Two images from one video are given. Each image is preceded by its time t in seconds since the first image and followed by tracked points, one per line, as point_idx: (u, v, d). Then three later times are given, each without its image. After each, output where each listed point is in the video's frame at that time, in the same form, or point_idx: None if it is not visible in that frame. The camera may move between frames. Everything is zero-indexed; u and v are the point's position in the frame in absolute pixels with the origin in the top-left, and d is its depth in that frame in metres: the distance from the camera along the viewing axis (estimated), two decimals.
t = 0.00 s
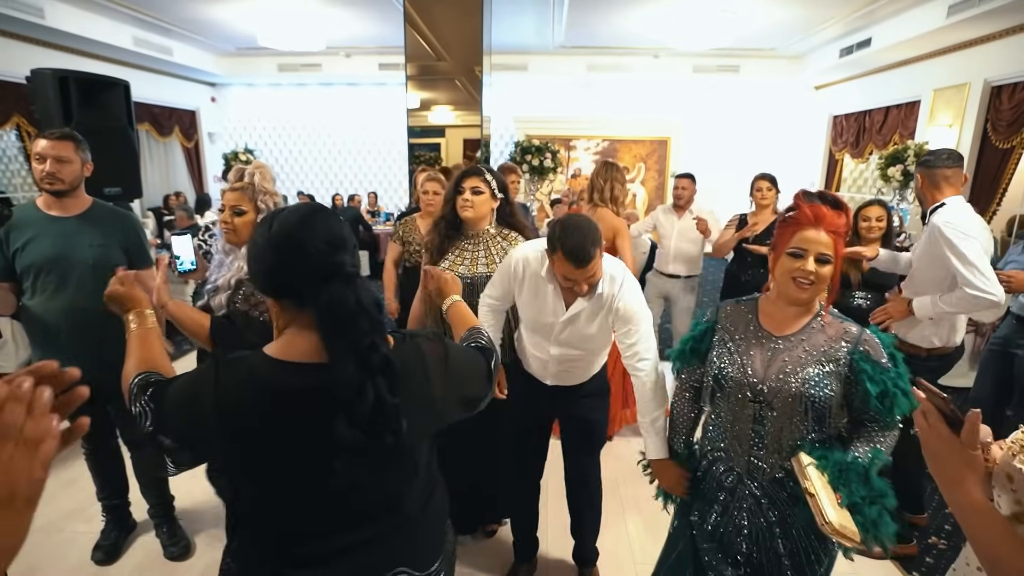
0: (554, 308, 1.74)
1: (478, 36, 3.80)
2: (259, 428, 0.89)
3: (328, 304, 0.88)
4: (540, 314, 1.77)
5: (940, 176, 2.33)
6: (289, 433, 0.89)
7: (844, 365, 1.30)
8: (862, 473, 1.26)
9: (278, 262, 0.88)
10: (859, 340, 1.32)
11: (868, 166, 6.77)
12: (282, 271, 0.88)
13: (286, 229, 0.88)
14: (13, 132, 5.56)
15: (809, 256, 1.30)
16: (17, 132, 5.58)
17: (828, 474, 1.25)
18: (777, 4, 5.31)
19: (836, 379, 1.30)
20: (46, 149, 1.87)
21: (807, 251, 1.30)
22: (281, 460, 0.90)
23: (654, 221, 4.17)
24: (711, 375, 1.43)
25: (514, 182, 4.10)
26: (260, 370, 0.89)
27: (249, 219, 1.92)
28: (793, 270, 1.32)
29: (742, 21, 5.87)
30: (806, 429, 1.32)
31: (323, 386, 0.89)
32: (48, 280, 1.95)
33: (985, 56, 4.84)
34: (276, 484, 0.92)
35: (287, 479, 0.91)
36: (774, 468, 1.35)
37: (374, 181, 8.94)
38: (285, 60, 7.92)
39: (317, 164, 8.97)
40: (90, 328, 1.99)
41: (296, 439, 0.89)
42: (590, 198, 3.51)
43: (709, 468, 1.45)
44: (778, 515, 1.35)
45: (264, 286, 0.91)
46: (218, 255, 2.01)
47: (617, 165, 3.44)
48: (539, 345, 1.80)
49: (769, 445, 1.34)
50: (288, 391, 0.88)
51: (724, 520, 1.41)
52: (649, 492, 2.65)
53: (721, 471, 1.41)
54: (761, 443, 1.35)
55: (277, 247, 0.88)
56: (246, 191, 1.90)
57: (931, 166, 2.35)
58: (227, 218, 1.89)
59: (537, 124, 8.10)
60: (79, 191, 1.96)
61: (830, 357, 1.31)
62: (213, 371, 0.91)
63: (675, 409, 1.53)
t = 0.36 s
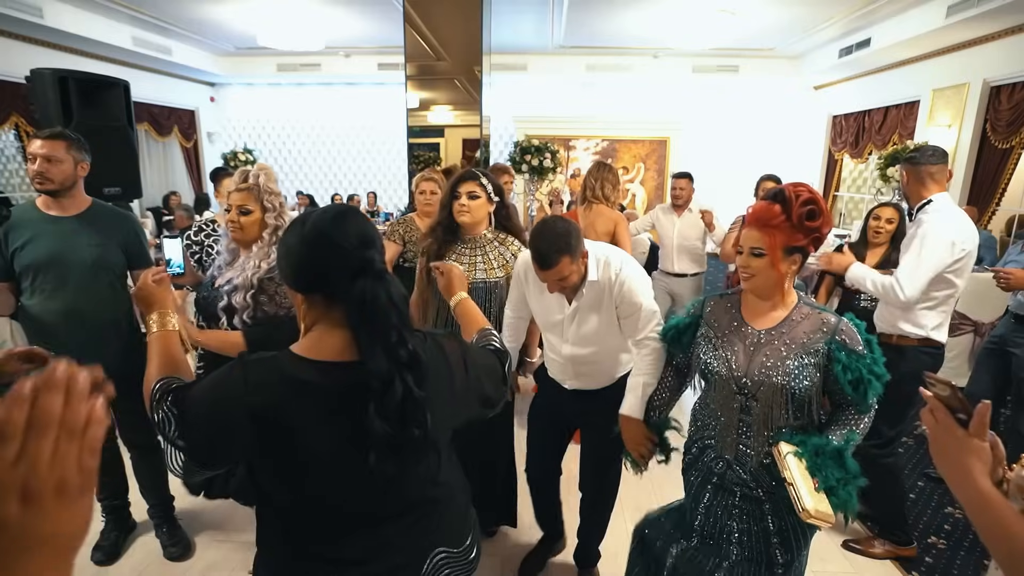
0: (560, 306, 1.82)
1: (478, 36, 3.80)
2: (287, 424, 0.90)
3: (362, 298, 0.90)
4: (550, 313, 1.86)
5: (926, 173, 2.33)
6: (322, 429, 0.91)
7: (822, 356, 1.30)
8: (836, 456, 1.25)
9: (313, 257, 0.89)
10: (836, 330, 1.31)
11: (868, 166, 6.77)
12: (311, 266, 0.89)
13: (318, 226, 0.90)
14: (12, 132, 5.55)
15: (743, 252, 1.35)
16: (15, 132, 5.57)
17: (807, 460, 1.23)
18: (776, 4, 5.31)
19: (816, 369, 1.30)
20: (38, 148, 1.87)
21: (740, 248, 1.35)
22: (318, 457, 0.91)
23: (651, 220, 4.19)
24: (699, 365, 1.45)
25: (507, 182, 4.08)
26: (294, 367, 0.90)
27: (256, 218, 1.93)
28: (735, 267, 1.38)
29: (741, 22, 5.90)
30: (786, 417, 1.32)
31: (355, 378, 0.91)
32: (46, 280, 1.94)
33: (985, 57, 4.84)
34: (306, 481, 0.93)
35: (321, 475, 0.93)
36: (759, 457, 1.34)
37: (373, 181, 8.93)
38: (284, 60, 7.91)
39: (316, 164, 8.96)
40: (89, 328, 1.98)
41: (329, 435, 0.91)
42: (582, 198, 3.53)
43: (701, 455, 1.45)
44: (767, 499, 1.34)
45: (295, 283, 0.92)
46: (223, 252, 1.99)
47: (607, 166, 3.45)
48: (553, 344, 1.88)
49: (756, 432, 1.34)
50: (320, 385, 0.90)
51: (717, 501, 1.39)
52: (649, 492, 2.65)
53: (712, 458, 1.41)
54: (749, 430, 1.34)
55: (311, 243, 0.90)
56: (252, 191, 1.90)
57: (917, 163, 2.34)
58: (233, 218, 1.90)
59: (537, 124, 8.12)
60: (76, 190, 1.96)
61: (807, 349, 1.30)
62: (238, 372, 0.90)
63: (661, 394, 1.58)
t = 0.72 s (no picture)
0: (546, 293, 1.93)
1: (477, 36, 3.80)
2: (292, 407, 0.90)
3: (367, 289, 0.92)
4: (538, 300, 1.96)
5: (908, 172, 2.35)
6: (324, 413, 0.91)
7: (821, 349, 1.29)
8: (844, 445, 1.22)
9: (322, 251, 0.91)
10: (833, 323, 1.32)
11: (866, 167, 6.79)
12: (321, 259, 0.91)
13: (328, 220, 0.93)
14: (10, 132, 5.53)
15: (733, 262, 1.34)
16: (14, 133, 5.55)
17: (815, 450, 1.22)
18: (774, 5, 5.32)
19: (814, 365, 1.29)
20: (39, 148, 1.87)
21: (731, 258, 1.34)
22: (322, 445, 0.92)
23: (648, 218, 4.20)
24: (698, 363, 1.45)
25: (507, 181, 4.09)
26: (299, 354, 0.91)
27: (261, 216, 1.93)
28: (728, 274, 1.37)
29: (739, 22, 5.90)
30: (785, 416, 1.32)
31: (357, 367, 0.93)
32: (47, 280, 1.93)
33: (983, 57, 4.84)
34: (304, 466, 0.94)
35: (319, 459, 0.93)
36: (760, 453, 1.34)
37: (372, 181, 8.94)
38: (283, 60, 7.91)
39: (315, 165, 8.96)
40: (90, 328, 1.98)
41: (331, 419, 0.92)
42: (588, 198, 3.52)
43: (702, 453, 1.45)
44: (768, 499, 1.33)
45: (301, 273, 0.94)
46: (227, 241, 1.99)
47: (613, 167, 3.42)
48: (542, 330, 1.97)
49: (755, 428, 1.34)
50: (324, 373, 0.91)
51: (717, 504, 1.41)
52: (649, 491, 2.66)
53: (712, 457, 1.42)
54: (749, 429, 1.35)
55: (323, 241, 0.92)
56: (258, 190, 1.90)
57: (902, 162, 2.36)
58: (238, 216, 1.89)
59: (536, 124, 8.13)
60: (77, 190, 1.96)
61: (804, 343, 1.30)
62: (247, 356, 0.90)
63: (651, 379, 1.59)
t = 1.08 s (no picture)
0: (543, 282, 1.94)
1: (475, 36, 3.79)
2: (298, 400, 0.91)
3: (362, 286, 0.95)
4: (535, 291, 1.96)
5: (886, 163, 2.51)
6: (332, 405, 0.93)
7: (788, 357, 1.27)
8: (842, 444, 1.17)
9: (313, 251, 0.93)
10: (804, 328, 1.28)
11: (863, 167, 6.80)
12: (317, 257, 0.93)
13: (322, 218, 0.94)
14: (5, 132, 5.48)
15: (710, 292, 1.30)
16: (9, 132, 5.51)
17: (815, 454, 1.16)
18: (772, 4, 5.31)
19: (781, 372, 1.27)
20: (40, 149, 1.86)
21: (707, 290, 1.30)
22: (325, 434, 0.93)
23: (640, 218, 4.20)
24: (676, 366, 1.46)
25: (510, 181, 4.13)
26: (300, 347, 0.92)
27: (269, 220, 1.94)
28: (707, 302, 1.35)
29: (737, 21, 5.89)
30: (747, 421, 1.30)
31: (358, 356, 0.95)
32: (47, 281, 1.92)
33: (980, 57, 4.85)
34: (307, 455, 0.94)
35: (325, 451, 0.94)
36: (728, 454, 1.33)
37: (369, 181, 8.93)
38: (280, 60, 7.89)
39: (312, 164, 8.94)
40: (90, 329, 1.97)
41: (341, 410, 0.93)
42: (585, 197, 3.50)
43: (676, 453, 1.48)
44: (734, 498, 1.34)
45: (297, 269, 0.95)
46: (227, 236, 1.99)
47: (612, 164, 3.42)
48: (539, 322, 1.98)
49: (721, 433, 1.34)
50: (327, 364, 0.93)
51: (689, 497, 1.43)
52: (645, 491, 2.66)
53: (686, 453, 1.44)
54: (716, 432, 1.34)
55: (315, 239, 0.93)
56: (266, 194, 1.90)
57: (881, 154, 2.51)
58: (247, 220, 1.89)
59: (534, 124, 8.12)
60: (78, 191, 1.96)
61: (773, 350, 1.28)
62: (250, 353, 0.90)
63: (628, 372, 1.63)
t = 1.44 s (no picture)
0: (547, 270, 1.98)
1: (472, 36, 3.79)
2: (329, 382, 0.99)
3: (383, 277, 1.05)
4: (536, 281, 1.99)
5: (869, 170, 2.63)
6: (364, 382, 1.02)
7: (756, 366, 1.22)
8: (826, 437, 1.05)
9: (330, 247, 1.03)
10: (774, 334, 1.23)
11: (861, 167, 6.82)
12: (334, 252, 1.03)
13: (341, 216, 1.05)
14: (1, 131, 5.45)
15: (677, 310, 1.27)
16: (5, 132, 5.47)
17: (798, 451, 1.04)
18: (769, 4, 5.31)
19: (746, 379, 1.23)
20: (41, 150, 1.84)
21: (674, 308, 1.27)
22: (357, 410, 1.03)
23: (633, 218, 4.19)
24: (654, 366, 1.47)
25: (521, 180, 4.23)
26: (328, 333, 1.01)
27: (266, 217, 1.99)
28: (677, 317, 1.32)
29: (734, 21, 5.89)
30: (715, 431, 1.29)
31: (379, 339, 1.06)
32: (49, 281, 1.92)
33: (976, 57, 4.87)
34: (341, 432, 1.03)
35: (358, 423, 1.03)
36: (692, 465, 1.34)
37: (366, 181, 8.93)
38: (278, 60, 7.88)
39: (309, 164, 8.92)
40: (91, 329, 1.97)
41: (372, 386, 1.03)
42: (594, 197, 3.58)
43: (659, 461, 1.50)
44: (710, 511, 1.34)
45: (319, 265, 1.05)
46: (214, 234, 1.95)
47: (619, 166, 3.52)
48: (542, 314, 2.01)
49: (689, 451, 1.35)
50: (354, 346, 1.02)
51: (675, 504, 1.45)
52: (642, 490, 2.66)
53: (668, 464, 1.45)
54: (686, 447, 1.35)
55: (333, 236, 1.03)
56: (262, 191, 1.95)
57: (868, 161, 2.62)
58: (248, 216, 1.92)
59: (532, 123, 8.12)
60: (79, 192, 1.95)
61: (740, 358, 1.25)
62: (276, 345, 0.98)
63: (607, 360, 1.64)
